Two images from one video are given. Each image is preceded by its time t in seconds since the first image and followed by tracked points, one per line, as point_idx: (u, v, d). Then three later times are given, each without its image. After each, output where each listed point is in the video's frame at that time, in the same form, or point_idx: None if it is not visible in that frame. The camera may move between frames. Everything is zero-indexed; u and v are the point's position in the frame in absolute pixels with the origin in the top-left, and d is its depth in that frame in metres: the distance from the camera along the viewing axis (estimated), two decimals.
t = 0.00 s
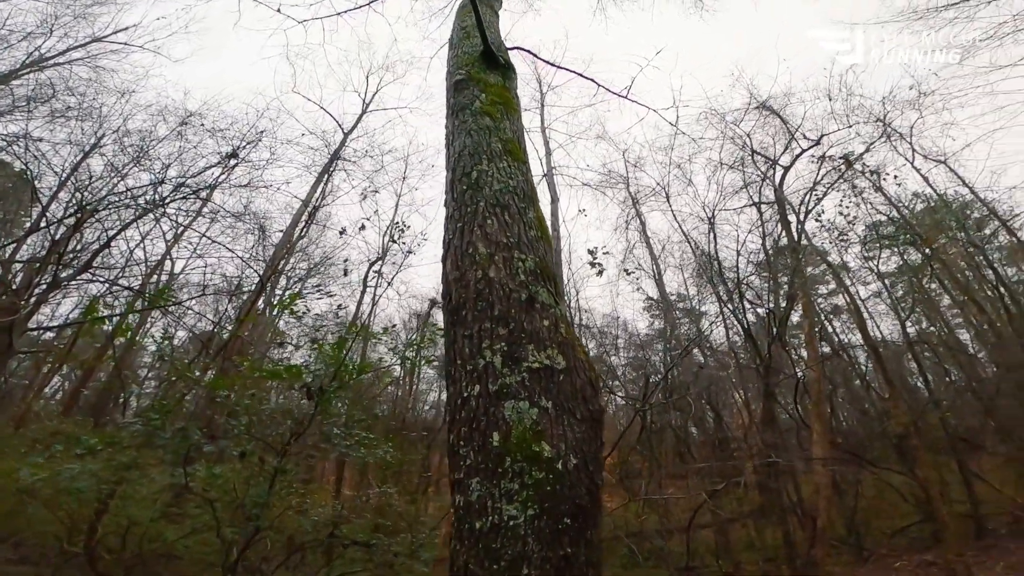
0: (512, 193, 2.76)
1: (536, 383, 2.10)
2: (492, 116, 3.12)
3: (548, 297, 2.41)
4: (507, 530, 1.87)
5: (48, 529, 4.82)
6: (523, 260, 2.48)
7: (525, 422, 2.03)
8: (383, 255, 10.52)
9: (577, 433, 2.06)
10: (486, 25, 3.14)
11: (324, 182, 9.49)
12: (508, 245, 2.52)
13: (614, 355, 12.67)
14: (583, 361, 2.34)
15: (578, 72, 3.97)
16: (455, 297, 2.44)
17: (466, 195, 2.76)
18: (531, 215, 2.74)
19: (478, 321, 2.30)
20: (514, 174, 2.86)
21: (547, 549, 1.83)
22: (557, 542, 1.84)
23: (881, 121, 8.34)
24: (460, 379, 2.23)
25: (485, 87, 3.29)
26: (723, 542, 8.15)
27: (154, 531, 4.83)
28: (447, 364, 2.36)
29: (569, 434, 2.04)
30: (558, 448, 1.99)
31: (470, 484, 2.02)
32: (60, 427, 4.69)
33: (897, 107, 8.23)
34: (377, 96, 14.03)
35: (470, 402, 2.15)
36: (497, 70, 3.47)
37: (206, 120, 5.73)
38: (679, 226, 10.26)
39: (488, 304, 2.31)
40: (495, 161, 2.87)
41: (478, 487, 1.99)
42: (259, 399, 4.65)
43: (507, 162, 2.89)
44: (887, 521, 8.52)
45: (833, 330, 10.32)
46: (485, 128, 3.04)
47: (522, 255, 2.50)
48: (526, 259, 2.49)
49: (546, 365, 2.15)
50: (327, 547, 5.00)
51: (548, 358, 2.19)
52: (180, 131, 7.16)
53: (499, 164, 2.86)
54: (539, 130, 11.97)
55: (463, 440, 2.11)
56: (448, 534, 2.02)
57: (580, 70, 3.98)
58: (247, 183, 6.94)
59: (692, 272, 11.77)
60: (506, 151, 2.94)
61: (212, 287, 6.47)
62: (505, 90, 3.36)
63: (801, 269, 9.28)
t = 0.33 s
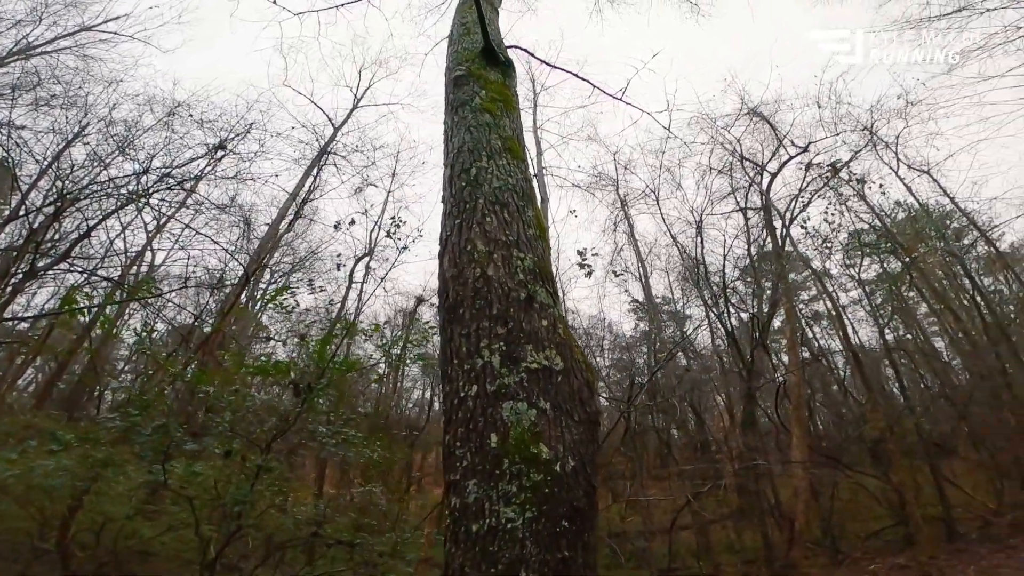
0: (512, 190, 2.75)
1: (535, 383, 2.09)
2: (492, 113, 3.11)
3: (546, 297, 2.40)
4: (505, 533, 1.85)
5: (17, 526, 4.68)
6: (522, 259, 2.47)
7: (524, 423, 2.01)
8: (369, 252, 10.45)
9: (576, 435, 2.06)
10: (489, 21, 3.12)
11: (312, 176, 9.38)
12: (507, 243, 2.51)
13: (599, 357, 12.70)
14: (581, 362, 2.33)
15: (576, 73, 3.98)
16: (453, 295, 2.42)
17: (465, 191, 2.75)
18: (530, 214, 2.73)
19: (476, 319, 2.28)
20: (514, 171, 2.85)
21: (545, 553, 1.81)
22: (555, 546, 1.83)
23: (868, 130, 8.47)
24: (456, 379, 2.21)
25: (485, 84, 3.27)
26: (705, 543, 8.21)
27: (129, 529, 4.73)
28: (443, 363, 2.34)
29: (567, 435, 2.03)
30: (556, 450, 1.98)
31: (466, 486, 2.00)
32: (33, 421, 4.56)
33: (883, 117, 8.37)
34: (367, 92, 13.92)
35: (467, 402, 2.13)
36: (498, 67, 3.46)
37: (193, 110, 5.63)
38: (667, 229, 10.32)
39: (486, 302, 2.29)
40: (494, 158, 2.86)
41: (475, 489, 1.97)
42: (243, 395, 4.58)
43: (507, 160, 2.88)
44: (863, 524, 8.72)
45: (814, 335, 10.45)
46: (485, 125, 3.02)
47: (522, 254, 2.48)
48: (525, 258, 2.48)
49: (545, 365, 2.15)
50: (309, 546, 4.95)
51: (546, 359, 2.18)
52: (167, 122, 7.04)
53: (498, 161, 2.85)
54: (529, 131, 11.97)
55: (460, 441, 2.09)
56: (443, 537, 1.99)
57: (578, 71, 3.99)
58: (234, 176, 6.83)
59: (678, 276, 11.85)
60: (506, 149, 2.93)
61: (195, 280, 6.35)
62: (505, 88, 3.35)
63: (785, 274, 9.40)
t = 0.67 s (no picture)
0: (511, 189, 2.74)
1: (533, 385, 2.08)
2: (492, 111, 3.10)
3: (544, 298, 2.40)
4: (502, 535, 1.85)
5: None
6: (520, 259, 2.46)
7: (521, 425, 2.00)
8: (354, 247, 10.37)
9: (573, 437, 2.05)
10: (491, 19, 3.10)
11: (301, 170, 9.28)
12: (505, 243, 2.50)
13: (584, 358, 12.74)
14: (577, 364, 2.33)
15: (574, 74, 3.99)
16: (450, 294, 2.40)
17: (464, 189, 2.73)
18: (529, 214, 2.72)
19: (474, 319, 2.26)
20: (513, 170, 2.85)
21: (542, 556, 1.82)
22: (552, 549, 1.84)
23: (854, 138, 8.59)
24: (453, 379, 2.19)
25: (485, 81, 3.26)
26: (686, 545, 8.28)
27: (104, 526, 4.63)
28: (439, 362, 2.32)
29: (564, 438, 2.03)
30: (554, 452, 1.98)
31: (462, 489, 1.98)
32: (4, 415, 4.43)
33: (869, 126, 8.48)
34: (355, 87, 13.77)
35: (464, 403, 2.11)
36: (498, 65, 3.45)
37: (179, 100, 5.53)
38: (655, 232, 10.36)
39: (485, 302, 2.28)
40: (494, 156, 2.84)
41: (472, 491, 1.95)
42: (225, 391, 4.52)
43: (506, 158, 2.87)
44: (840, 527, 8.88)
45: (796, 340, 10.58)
46: (485, 123, 3.00)
47: (520, 254, 2.48)
48: (524, 258, 2.47)
49: (543, 367, 2.14)
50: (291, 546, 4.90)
51: (544, 360, 2.17)
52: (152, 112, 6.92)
53: (498, 160, 2.84)
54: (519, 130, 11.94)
55: (456, 442, 2.07)
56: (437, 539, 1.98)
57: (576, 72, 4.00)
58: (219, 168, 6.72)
59: (664, 278, 11.91)
60: (505, 147, 2.92)
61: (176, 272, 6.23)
62: (504, 86, 3.34)
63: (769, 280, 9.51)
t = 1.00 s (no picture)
0: (511, 188, 2.73)
1: (532, 385, 2.08)
2: (492, 109, 3.09)
3: (543, 297, 2.39)
4: (499, 537, 1.85)
5: None
6: (520, 259, 2.45)
7: (520, 426, 2.00)
8: (340, 243, 10.30)
9: (570, 439, 2.06)
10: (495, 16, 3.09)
11: (290, 163, 9.18)
12: (505, 242, 2.48)
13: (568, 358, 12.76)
14: (575, 365, 2.33)
15: (572, 74, 4.00)
16: (449, 292, 2.38)
17: (464, 186, 2.72)
18: (528, 213, 2.72)
19: (473, 318, 2.25)
20: (513, 168, 2.84)
21: (540, 558, 1.82)
22: (550, 550, 1.85)
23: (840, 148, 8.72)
24: (451, 378, 2.17)
25: (485, 79, 3.25)
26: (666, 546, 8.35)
27: (78, 522, 4.53)
28: (436, 361, 2.30)
29: (562, 440, 2.03)
30: (552, 454, 1.98)
31: (459, 490, 1.97)
32: None
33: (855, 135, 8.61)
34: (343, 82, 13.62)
35: (462, 403, 2.09)
36: (499, 63, 3.44)
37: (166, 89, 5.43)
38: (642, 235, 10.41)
39: (484, 301, 2.27)
40: (494, 154, 2.84)
41: (469, 492, 1.94)
42: (209, 386, 4.45)
43: (506, 157, 2.87)
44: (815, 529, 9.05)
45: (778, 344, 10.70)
46: (485, 121, 2.99)
47: (520, 254, 2.47)
48: (523, 258, 2.47)
49: (542, 368, 2.14)
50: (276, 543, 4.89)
51: (543, 361, 2.16)
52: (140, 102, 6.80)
53: (498, 158, 2.83)
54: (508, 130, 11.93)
55: (454, 442, 2.05)
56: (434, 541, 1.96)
57: (574, 73, 4.01)
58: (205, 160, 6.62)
59: (650, 281, 11.97)
60: (505, 145, 2.92)
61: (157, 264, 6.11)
62: (505, 85, 3.33)
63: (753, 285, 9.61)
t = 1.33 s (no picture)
0: (511, 187, 2.72)
1: (531, 386, 2.08)
2: (493, 107, 3.08)
3: (541, 298, 2.39)
4: (498, 538, 1.84)
5: None
6: (519, 259, 2.45)
7: (519, 427, 1.99)
8: (326, 239, 10.21)
9: (568, 440, 2.07)
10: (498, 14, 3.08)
11: (278, 155, 9.06)
12: (504, 242, 2.48)
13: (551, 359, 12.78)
14: (571, 366, 2.34)
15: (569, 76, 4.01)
16: (448, 291, 2.36)
17: (464, 183, 2.70)
18: (528, 213, 2.71)
19: (472, 317, 2.24)
20: (513, 167, 2.84)
21: (539, 559, 1.82)
22: (548, 551, 1.85)
23: (826, 156, 8.84)
24: (450, 378, 2.16)
25: (486, 77, 3.24)
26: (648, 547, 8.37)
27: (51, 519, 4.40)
28: (434, 359, 2.29)
29: (560, 441, 2.03)
30: (551, 455, 1.98)
31: (458, 490, 1.95)
32: None
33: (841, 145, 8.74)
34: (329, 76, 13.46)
35: (461, 403, 2.08)
36: (499, 61, 3.43)
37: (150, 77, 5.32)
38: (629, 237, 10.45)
39: (484, 300, 2.25)
40: (494, 152, 2.83)
41: (468, 493, 1.93)
42: (193, 382, 4.38)
43: (506, 156, 2.86)
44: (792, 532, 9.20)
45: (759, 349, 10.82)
46: (486, 119, 2.98)
47: (519, 254, 2.46)
48: (523, 258, 2.46)
49: (541, 369, 2.14)
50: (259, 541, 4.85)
51: (542, 362, 2.16)
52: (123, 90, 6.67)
53: (498, 156, 2.82)
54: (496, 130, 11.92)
55: (452, 442, 2.04)
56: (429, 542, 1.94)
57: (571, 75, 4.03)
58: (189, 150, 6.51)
59: (635, 284, 12.03)
60: (505, 144, 2.91)
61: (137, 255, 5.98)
62: (505, 83, 3.32)
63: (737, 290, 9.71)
